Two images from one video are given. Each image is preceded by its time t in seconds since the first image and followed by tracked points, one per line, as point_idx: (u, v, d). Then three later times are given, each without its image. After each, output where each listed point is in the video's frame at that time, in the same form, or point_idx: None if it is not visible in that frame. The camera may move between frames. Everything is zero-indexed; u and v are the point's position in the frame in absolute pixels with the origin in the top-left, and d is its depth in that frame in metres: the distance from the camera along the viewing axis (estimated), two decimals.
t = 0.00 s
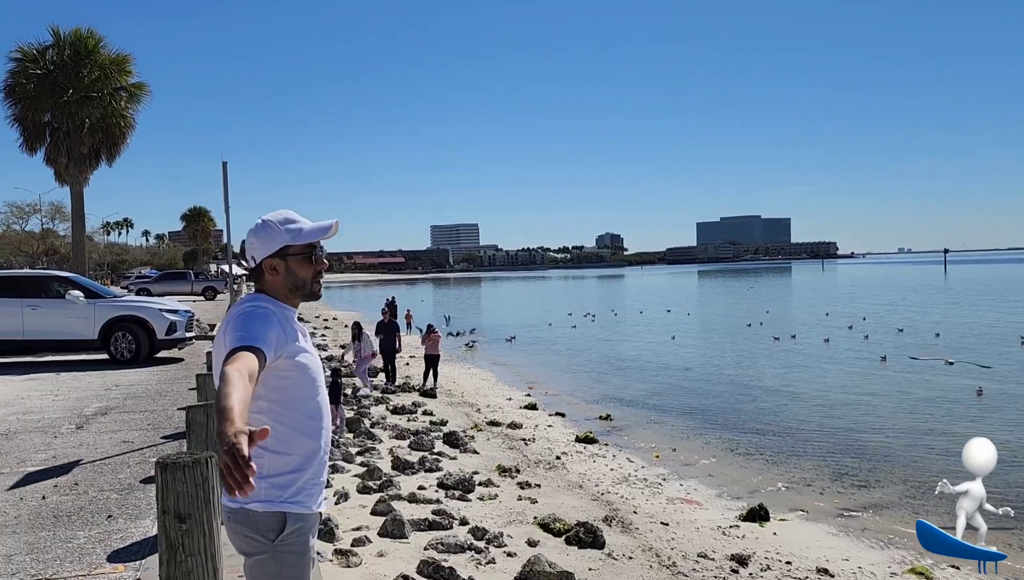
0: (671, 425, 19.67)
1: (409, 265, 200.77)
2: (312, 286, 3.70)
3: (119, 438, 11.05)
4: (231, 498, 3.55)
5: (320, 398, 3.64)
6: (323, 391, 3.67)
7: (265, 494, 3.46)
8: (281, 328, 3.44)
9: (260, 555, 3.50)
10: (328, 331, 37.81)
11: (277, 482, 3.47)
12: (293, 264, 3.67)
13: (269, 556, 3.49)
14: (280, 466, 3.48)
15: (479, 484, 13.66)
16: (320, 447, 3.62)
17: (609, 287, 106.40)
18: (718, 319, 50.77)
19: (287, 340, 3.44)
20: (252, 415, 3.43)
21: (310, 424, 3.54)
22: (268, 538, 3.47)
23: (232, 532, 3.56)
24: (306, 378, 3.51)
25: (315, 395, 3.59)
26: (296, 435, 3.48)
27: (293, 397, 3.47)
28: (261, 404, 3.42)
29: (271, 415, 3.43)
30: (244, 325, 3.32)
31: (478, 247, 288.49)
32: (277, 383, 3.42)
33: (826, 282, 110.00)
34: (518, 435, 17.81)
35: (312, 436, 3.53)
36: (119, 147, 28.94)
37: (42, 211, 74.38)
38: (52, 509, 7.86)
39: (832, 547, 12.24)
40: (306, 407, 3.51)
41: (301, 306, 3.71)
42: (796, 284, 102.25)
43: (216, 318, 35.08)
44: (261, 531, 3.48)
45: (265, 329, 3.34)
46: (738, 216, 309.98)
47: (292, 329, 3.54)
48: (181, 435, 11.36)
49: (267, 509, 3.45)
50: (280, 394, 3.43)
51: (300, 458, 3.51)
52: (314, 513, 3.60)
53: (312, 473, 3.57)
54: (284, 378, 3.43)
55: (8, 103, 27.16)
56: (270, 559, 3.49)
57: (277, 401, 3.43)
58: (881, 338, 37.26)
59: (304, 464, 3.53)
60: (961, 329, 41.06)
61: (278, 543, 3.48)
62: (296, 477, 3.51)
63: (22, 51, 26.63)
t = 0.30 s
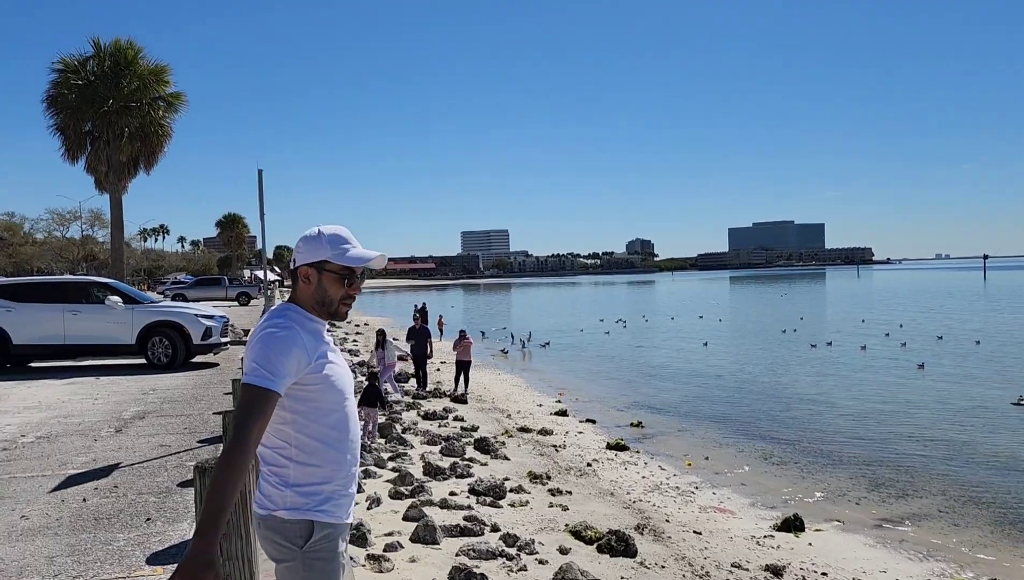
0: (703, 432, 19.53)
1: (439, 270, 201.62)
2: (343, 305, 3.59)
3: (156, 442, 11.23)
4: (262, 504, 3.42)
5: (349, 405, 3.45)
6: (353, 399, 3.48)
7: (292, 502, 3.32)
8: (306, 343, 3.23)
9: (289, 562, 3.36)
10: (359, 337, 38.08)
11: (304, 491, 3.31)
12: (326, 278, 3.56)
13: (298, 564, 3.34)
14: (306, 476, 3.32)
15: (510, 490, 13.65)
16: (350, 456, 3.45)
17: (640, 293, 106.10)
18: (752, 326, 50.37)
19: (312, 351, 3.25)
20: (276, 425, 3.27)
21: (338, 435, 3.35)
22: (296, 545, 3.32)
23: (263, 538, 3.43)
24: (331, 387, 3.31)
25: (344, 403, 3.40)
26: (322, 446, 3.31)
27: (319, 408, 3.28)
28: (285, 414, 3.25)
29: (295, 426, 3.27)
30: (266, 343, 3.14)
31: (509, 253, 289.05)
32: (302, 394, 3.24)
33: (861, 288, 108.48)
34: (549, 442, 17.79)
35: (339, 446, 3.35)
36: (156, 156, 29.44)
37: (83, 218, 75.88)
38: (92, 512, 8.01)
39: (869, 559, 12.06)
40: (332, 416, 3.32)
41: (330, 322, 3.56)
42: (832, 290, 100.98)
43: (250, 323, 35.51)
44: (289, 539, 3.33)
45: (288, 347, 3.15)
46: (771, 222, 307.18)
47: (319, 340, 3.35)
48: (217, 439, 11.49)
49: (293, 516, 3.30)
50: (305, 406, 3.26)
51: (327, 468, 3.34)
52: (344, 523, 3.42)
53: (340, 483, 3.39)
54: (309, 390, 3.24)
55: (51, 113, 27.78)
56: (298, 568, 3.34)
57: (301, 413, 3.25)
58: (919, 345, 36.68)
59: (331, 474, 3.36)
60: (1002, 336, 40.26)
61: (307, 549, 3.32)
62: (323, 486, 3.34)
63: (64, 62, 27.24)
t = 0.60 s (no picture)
0: (728, 437, 19.40)
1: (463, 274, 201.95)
2: (364, 309, 3.56)
3: (184, 444, 11.35)
4: (281, 505, 3.41)
5: (371, 411, 3.39)
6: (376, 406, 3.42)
7: (305, 504, 3.28)
8: (322, 352, 3.20)
9: (305, 565, 3.31)
10: (383, 341, 38.24)
11: (318, 495, 3.27)
12: (346, 284, 3.55)
13: (312, 567, 3.29)
14: (320, 481, 3.27)
15: (534, 494, 13.64)
16: (368, 463, 3.38)
17: (665, 297, 105.65)
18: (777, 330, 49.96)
19: (331, 358, 3.23)
20: (291, 429, 3.25)
21: (354, 442, 3.30)
22: (312, 548, 3.28)
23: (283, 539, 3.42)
24: (348, 395, 3.25)
25: (364, 410, 3.34)
26: (337, 452, 3.25)
27: (335, 414, 3.23)
28: (300, 420, 3.23)
29: (311, 432, 3.23)
30: (283, 351, 3.15)
31: (532, 257, 289.10)
32: (319, 401, 3.21)
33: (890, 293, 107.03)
34: (573, 446, 17.75)
35: (354, 454, 3.28)
36: (184, 161, 29.80)
37: (113, 222, 76.93)
38: (122, 513, 8.11)
39: (898, 567, 11.89)
40: (348, 424, 3.26)
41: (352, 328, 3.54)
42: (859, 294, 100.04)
43: (276, 326, 35.79)
44: (304, 541, 3.30)
45: (300, 355, 3.14)
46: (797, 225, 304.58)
47: (339, 349, 3.31)
48: (244, 442, 11.60)
49: (307, 519, 3.27)
50: (322, 412, 3.22)
51: (342, 474, 3.28)
52: (360, 529, 3.35)
53: (357, 490, 3.33)
54: (326, 397, 3.21)
55: (82, 120, 28.22)
56: (313, 570, 3.30)
57: (316, 419, 3.21)
58: (950, 350, 36.17)
59: (348, 480, 3.29)
60: None
61: (322, 553, 3.27)
62: (337, 491, 3.28)
63: (95, 70, 27.69)
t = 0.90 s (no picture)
0: (746, 440, 19.31)
1: (480, 276, 202.24)
2: (377, 307, 3.52)
3: (205, 444, 11.45)
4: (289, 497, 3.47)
5: (382, 419, 3.37)
6: (389, 410, 3.41)
7: (306, 502, 3.31)
8: (332, 355, 3.20)
9: (305, 560, 3.35)
10: (401, 342, 38.41)
11: (318, 495, 3.29)
12: (359, 283, 3.56)
13: (310, 564, 3.32)
14: (322, 481, 3.28)
15: (552, 496, 13.61)
16: (372, 470, 3.36)
17: (683, 299, 105.28)
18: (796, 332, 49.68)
19: (343, 362, 3.24)
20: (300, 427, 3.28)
21: (361, 446, 3.30)
22: (311, 545, 3.31)
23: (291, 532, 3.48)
24: (354, 400, 3.24)
25: (374, 416, 3.32)
26: (339, 455, 3.26)
27: (340, 418, 3.23)
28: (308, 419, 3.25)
29: (318, 433, 3.24)
30: (295, 352, 3.18)
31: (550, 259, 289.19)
32: (329, 403, 3.21)
33: (913, 294, 105.81)
34: (590, 448, 17.73)
35: (356, 458, 3.28)
36: (204, 164, 30.07)
37: (134, 223, 77.77)
38: (143, 512, 8.20)
39: (919, 571, 11.78)
40: (353, 429, 3.26)
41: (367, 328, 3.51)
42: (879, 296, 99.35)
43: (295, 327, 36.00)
44: (304, 535, 3.33)
45: (310, 357, 3.16)
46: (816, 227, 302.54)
47: (353, 353, 3.30)
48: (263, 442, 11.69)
49: (306, 516, 3.30)
50: (330, 415, 3.23)
51: (342, 476, 3.28)
52: (359, 530, 3.35)
53: (356, 492, 3.33)
54: (335, 400, 3.21)
55: (104, 123, 28.56)
56: (312, 566, 3.33)
57: (321, 421, 3.22)
58: (972, 353, 35.84)
59: (349, 483, 3.30)
60: None
61: (321, 551, 3.30)
62: (337, 493, 3.29)
63: (117, 73, 27.96)
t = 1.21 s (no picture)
0: (756, 438, 19.25)
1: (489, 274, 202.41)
2: (360, 297, 3.47)
3: (214, 441, 11.49)
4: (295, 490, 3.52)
5: (375, 419, 3.31)
6: (385, 411, 3.35)
7: (300, 499, 3.33)
8: (317, 354, 3.18)
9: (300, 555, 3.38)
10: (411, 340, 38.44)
11: (310, 493, 3.30)
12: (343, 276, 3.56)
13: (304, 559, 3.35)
14: (314, 479, 3.29)
15: (561, 493, 13.60)
16: (365, 471, 3.32)
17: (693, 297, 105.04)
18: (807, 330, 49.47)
19: (332, 360, 3.22)
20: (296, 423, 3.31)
21: (353, 445, 3.27)
22: (305, 539, 3.34)
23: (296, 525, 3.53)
24: (342, 399, 3.22)
25: (365, 417, 3.28)
26: (328, 454, 3.24)
27: (328, 417, 3.22)
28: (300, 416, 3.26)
29: (310, 431, 3.24)
30: (284, 348, 3.20)
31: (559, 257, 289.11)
32: (319, 402, 3.20)
33: (926, 292, 105.22)
34: (599, 445, 17.70)
35: (345, 459, 3.25)
36: (214, 161, 30.15)
37: (145, 223, 78.14)
38: (153, 508, 8.24)
39: (930, 569, 11.71)
40: (342, 429, 3.23)
41: (354, 319, 3.46)
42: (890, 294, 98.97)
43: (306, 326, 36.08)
44: (299, 529, 3.37)
45: (295, 355, 3.16)
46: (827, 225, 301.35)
47: (343, 351, 3.27)
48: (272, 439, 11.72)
49: (299, 512, 3.32)
50: (320, 413, 3.22)
51: (332, 476, 3.27)
52: (352, 532, 3.32)
53: (349, 493, 3.30)
54: (323, 399, 3.20)
55: (115, 121, 28.68)
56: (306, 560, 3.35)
57: (310, 419, 3.22)
58: (984, 351, 35.59)
59: (340, 483, 3.28)
60: None
61: (312, 546, 3.31)
62: (328, 492, 3.28)
63: (128, 72, 28.11)
